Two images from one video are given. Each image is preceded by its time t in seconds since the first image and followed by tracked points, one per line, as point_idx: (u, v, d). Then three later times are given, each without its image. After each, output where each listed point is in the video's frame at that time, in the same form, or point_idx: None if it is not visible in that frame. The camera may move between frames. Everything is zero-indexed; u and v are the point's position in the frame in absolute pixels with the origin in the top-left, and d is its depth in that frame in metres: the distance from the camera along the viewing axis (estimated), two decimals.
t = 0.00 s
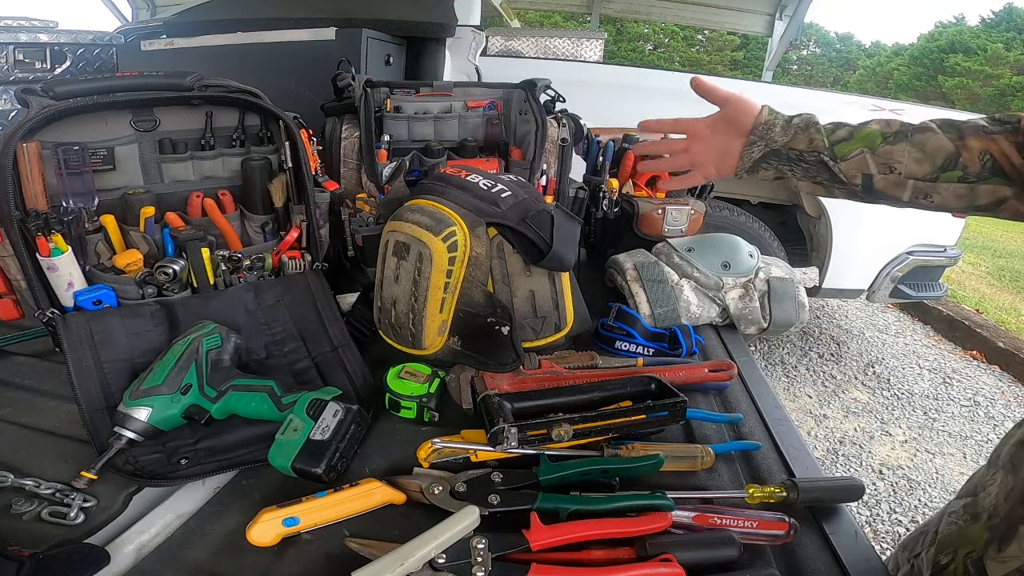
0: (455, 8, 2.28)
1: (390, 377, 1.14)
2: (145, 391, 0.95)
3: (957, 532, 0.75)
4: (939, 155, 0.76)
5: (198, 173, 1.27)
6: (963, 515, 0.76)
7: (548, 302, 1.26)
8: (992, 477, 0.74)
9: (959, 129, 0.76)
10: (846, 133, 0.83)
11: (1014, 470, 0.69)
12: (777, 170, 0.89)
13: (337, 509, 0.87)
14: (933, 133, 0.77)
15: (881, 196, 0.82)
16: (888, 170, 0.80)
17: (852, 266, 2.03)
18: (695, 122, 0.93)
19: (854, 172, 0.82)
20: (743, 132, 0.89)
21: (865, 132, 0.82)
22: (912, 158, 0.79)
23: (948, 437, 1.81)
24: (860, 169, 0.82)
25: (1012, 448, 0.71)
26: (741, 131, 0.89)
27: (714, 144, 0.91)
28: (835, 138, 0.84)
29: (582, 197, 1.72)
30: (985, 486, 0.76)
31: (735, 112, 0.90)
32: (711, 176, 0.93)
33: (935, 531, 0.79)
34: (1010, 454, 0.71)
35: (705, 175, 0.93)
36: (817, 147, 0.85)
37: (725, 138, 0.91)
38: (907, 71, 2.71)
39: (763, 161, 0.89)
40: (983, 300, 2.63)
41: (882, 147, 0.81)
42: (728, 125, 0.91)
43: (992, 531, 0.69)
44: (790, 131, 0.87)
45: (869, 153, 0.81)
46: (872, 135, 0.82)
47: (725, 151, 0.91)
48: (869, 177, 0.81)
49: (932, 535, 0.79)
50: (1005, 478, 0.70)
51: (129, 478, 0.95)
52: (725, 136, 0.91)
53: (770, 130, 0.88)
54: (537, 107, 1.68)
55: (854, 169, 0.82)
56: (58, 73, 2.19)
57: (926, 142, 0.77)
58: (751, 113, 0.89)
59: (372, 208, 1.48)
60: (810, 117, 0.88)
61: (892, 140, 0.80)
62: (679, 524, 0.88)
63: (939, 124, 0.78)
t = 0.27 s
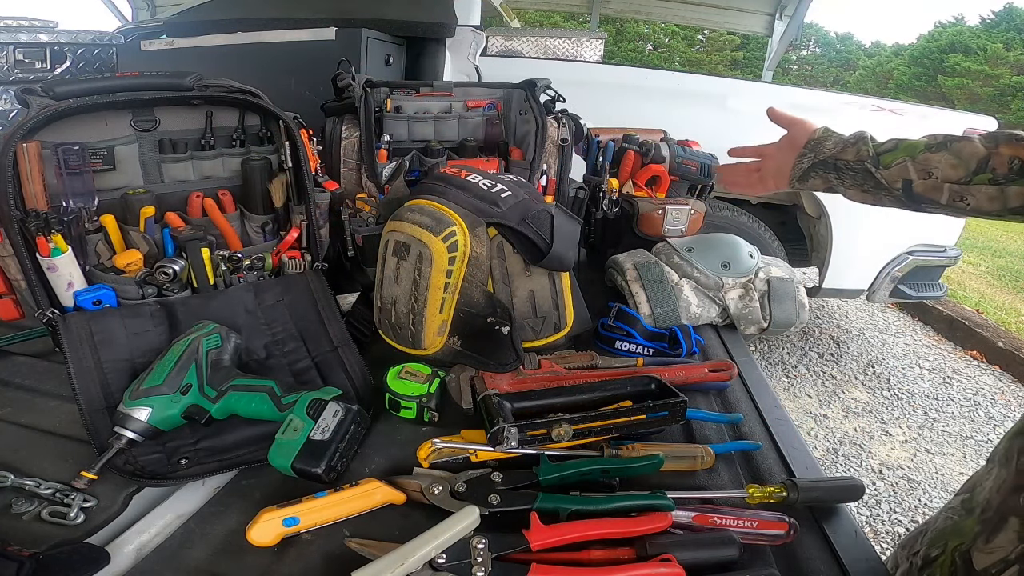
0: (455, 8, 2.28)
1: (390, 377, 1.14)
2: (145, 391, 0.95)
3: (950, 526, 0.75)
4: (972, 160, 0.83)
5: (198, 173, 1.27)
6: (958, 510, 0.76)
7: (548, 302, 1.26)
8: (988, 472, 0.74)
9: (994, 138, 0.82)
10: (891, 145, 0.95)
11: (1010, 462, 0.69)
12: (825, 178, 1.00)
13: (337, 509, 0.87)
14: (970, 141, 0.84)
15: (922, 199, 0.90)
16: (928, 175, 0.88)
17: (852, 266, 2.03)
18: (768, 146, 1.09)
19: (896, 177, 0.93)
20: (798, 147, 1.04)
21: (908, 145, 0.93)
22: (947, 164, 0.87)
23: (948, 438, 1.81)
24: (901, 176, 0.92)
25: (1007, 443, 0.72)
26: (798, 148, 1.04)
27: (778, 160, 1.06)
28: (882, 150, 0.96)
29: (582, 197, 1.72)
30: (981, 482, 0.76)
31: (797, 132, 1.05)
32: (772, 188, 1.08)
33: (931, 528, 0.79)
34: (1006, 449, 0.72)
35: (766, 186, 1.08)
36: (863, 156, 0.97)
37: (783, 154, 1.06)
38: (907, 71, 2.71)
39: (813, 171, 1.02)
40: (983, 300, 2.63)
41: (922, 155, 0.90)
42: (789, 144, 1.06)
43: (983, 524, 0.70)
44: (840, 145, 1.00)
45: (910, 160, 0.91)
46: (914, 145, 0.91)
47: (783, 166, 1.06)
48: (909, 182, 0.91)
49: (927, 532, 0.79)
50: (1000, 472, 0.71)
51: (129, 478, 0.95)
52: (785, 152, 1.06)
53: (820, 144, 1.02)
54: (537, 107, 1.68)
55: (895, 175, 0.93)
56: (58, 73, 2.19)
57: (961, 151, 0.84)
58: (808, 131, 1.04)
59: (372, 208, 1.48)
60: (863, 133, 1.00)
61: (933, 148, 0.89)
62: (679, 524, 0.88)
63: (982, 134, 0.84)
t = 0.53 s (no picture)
0: (455, 9, 2.28)
1: (390, 377, 1.14)
2: (145, 391, 0.95)
3: (944, 519, 0.75)
4: (988, 158, 0.76)
5: (198, 173, 1.27)
6: (953, 504, 0.76)
7: (548, 302, 1.26)
8: (982, 466, 0.75)
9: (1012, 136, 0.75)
10: (905, 141, 0.87)
11: (999, 455, 0.69)
12: (836, 173, 0.93)
13: (337, 509, 0.87)
14: (985, 138, 0.77)
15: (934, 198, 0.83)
16: (940, 173, 0.81)
17: (852, 266, 2.04)
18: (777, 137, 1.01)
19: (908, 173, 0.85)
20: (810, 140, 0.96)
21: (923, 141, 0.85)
22: (961, 161, 0.79)
23: (948, 438, 1.81)
24: (914, 171, 0.85)
25: (1002, 435, 0.72)
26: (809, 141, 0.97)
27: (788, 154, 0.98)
28: (895, 144, 0.88)
29: (582, 197, 1.72)
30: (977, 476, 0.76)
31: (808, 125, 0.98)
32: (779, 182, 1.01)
33: (926, 522, 0.79)
34: (998, 442, 0.72)
35: (773, 181, 1.01)
36: (876, 151, 0.89)
37: (793, 148, 0.98)
38: (907, 71, 2.71)
39: (824, 165, 0.95)
40: (983, 300, 2.63)
41: (936, 151, 0.82)
42: (800, 138, 0.98)
43: (973, 515, 0.70)
44: (854, 138, 0.91)
45: (924, 158, 0.84)
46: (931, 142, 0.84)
47: (793, 160, 0.98)
48: (921, 178, 0.84)
49: (922, 526, 0.80)
50: (991, 464, 0.71)
51: (129, 478, 0.95)
52: (795, 146, 0.98)
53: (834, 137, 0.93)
54: (537, 107, 1.68)
55: (908, 172, 0.85)
56: (57, 72, 2.19)
57: (976, 146, 0.78)
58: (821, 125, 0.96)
59: (372, 208, 1.48)
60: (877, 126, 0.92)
61: (948, 145, 0.81)
62: (679, 524, 0.88)
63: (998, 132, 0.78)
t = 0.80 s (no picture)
0: (455, 9, 2.28)
1: (390, 377, 1.14)
2: (145, 391, 0.95)
3: (943, 520, 0.75)
4: (980, 133, 0.75)
5: (198, 173, 1.27)
6: (951, 505, 0.76)
7: (548, 302, 1.26)
8: (980, 467, 0.75)
9: (1005, 114, 0.75)
10: (896, 106, 0.85)
11: (997, 455, 0.69)
12: (818, 129, 0.93)
13: (337, 509, 0.87)
14: (979, 113, 0.76)
15: (914, 164, 0.83)
16: (927, 141, 0.81)
17: (852, 266, 2.04)
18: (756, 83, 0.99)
19: (893, 139, 0.84)
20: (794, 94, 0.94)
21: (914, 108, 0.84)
22: (953, 134, 0.78)
23: (948, 437, 1.81)
24: (899, 138, 0.83)
25: (999, 436, 0.72)
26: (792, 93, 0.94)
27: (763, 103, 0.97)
28: (886, 109, 0.86)
29: (582, 197, 1.72)
30: (975, 477, 0.76)
31: (791, 76, 0.95)
32: (755, 129, 1.00)
33: (923, 522, 0.80)
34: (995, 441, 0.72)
35: (748, 128, 1.01)
36: (864, 113, 0.88)
37: (775, 97, 0.96)
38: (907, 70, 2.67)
39: (807, 119, 0.94)
40: (983, 300, 2.63)
41: (927, 120, 0.81)
42: (782, 89, 0.95)
43: (972, 516, 0.70)
44: (842, 97, 0.90)
45: (913, 124, 0.82)
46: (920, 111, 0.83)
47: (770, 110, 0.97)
48: (905, 145, 0.83)
49: (919, 527, 0.80)
50: (989, 465, 0.71)
51: (129, 478, 0.95)
52: (776, 95, 0.96)
53: (821, 93, 0.91)
54: (537, 107, 1.68)
55: (894, 137, 0.84)
56: (58, 73, 2.19)
57: (969, 121, 0.76)
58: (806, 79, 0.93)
59: (372, 208, 1.47)
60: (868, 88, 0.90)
61: (939, 116, 0.80)
62: (679, 524, 0.88)
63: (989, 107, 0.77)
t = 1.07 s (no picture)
0: (455, 8, 2.28)
1: (390, 377, 1.14)
2: (145, 391, 0.95)
3: (939, 520, 0.76)
4: (961, 116, 0.70)
5: (198, 173, 1.27)
6: (946, 505, 0.77)
7: (548, 302, 1.26)
8: (975, 467, 0.75)
9: (986, 99, 0.70)
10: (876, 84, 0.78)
11: (994, 457, 0.69)
12: (795, 105, 0.84)
13: (337, 509, 0.87)
14: (961, 96, 0.71)
15: (889, 146, 0.76)
16: (908, 122, 0.74)
17: (853, 266, 2.03)
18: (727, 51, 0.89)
19: (873, 118, 0.76)
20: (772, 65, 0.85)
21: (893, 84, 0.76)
22: (933, 115, 0.72)
23: (948, 437, 1.81)
24: (879, 118, 0.76)
25: (996, 436, 0.71)
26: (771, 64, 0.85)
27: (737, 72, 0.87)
28: (865, 87, 0.79)
29: (581, 197, 1.71)
30: (970, 477, 0.77)
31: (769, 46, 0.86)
32: (726, 102, 0.89)
33: (919, 523, 0.80)
34: (991, 442, 0.72)
35: (719, 100, 0.89)
36: (844, 90, 0.80)
37: (749, 68, 0.87)
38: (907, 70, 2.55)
39: (785, 94, 0.84)
40: (983, 300, 2.63)
41: (908, 101, 0.74)
42: (759, 59, 0.86)
43: (969, 518, 0.70)
44: (823, 72, 0.82)
45: (893, 104, 0.75)
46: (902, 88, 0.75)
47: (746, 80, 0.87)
48: (885, 126, 0.75)
49: (915, 527, 0.81)
50: (985, 466, 0.71)
51: (129, 478, 0.95)
52: (752, 66, 0.86)
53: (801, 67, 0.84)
54: (537, 107, 1.68)
55: (874, 116, 0.76)
56: (57, 73, 2.19)
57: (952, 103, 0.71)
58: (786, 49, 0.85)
59: (372, 208, 1.47)
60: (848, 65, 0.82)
61: (920, 97, 0.74)
62: (679, 524, 0.88)
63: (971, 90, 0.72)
